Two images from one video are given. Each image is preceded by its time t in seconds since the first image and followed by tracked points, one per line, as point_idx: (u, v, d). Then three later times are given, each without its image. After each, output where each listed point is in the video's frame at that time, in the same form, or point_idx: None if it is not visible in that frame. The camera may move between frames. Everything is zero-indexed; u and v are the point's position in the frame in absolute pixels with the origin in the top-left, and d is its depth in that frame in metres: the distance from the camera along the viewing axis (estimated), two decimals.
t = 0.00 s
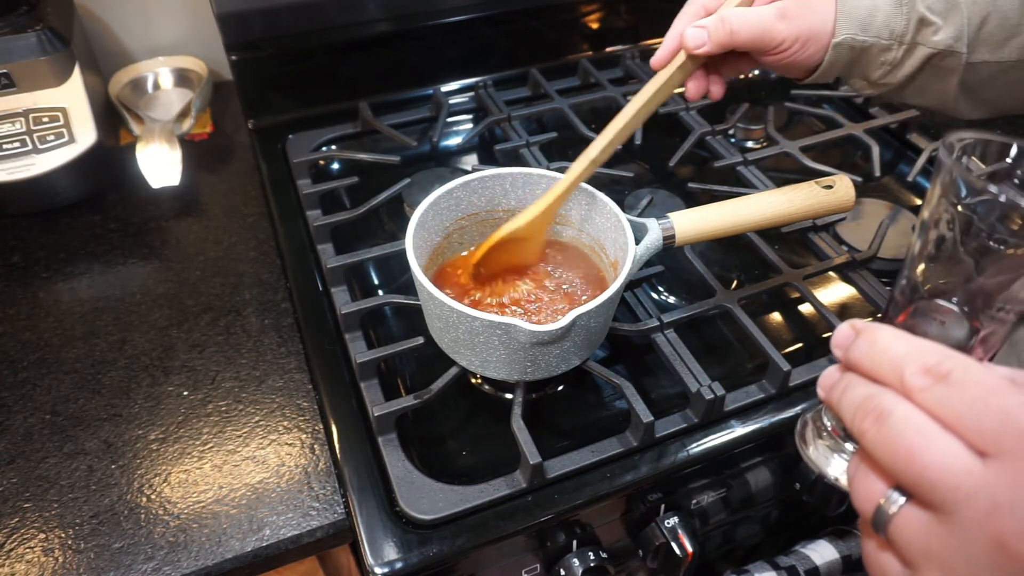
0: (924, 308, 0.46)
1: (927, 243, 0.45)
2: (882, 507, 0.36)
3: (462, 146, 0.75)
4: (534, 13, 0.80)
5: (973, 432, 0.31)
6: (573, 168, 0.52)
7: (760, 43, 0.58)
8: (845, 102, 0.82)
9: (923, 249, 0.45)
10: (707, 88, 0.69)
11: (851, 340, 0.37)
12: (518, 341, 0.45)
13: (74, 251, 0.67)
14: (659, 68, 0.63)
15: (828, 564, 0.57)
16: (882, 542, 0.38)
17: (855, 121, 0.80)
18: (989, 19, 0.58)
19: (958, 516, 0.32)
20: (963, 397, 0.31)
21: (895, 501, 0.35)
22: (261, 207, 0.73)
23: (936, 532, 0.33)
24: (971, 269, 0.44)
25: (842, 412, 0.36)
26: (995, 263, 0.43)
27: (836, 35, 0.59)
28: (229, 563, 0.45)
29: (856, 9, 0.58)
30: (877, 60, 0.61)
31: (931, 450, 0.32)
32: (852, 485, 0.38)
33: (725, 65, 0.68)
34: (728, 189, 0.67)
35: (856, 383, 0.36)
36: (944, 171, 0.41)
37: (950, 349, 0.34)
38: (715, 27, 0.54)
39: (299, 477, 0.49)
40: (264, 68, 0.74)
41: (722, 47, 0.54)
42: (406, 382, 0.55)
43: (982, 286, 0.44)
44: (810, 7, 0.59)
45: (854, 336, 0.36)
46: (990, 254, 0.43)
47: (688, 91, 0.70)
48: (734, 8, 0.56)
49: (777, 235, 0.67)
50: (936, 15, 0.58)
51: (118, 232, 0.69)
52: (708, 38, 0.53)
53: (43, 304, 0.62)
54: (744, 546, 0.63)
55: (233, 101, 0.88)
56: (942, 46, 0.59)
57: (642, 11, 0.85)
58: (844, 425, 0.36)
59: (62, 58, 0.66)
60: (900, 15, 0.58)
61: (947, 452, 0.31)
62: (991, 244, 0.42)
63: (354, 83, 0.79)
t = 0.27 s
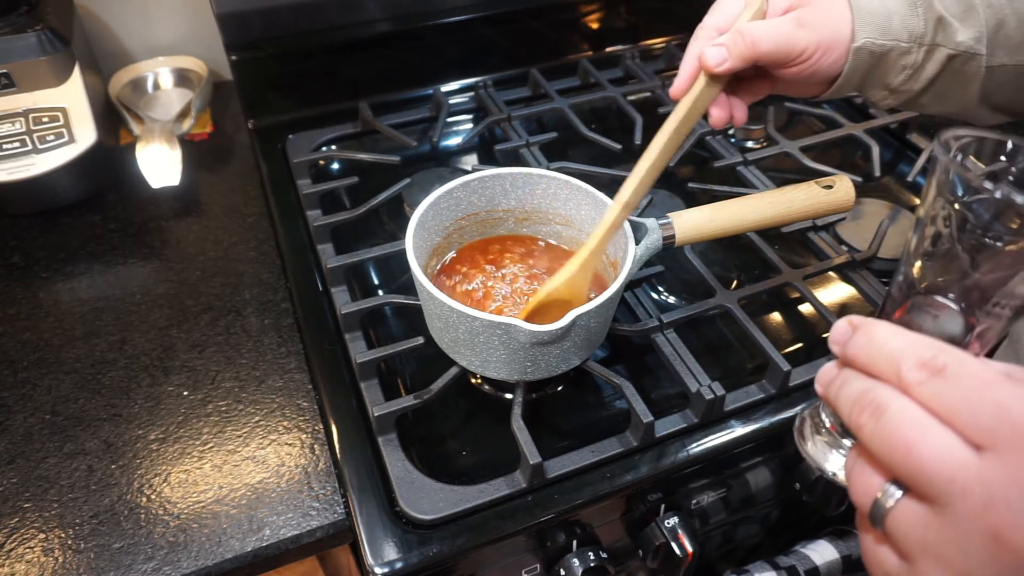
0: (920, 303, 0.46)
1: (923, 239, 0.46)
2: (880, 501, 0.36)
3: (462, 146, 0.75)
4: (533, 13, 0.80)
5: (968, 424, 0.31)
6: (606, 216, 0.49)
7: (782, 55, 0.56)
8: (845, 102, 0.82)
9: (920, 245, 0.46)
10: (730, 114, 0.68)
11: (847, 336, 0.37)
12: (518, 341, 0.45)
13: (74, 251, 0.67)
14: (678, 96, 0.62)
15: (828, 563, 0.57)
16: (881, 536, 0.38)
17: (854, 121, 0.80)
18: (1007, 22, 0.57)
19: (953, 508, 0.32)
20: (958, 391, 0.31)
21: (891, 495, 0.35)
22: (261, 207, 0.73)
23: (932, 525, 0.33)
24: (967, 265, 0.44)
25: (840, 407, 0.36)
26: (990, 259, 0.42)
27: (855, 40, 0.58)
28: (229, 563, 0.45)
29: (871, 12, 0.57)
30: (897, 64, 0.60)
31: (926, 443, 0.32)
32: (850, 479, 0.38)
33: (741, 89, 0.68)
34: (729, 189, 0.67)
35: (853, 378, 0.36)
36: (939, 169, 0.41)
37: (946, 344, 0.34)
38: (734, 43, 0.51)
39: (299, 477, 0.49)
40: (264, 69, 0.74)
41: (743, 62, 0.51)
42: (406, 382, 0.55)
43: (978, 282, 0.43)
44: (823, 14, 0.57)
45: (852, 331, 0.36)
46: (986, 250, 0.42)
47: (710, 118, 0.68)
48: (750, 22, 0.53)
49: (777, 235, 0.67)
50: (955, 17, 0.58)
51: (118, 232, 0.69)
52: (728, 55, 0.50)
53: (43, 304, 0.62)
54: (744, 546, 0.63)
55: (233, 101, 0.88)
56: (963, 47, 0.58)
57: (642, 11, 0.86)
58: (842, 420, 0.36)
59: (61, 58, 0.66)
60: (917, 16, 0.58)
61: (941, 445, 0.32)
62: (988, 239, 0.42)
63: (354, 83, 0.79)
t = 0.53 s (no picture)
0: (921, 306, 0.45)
1: (922, 240, 0.44)
2: (879, 502, 0.36)
3: (462, 146, 0.75)
4: (533, 13, 0.81)
5: (968, 426, 0.31)
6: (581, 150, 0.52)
7: (790, 20, 0.63)
8: (845, 102, 0.83)
9: (919, 247, 0.45)
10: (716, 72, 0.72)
11: (847, 337, 0.37)
12: (518, 341, 0.45)
13: (74, 251, 0.67)
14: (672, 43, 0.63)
15: (828, 564, 0.57)
16: (880, 537, 0.38)
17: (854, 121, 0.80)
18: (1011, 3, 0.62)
19: (954, 509, 0.32)
20: (959, 392, 0.31)
21: (892, 497, 0.35)
22: (260, 207, 0.73)
23: (933, 526, 0.33)
24: (967, 266, 0.44)
25: (840, 409, 0.36)
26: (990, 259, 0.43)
27: (861, 13, 0.65)
28: (229, 563, 0.45)
29: None
30: (899, 41, 0.67)
31: (928, 445, 0.32)
32: (850, 480, 0.38)
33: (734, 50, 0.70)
34: (728, 189, 0.67)
35: (853, 380, 0.36)
36: (942, 172, 0.40)
37: (945, 345, 0.34)
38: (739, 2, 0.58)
39: (299, 478, 0.49)
40: (264, 68, 0.74)
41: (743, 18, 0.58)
42: (406, 382, 0.55)
43: (977, 283, 0.44)
44: None
45: (852, 333, 0.36)
46: (986, 250, 0.44)
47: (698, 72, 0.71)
48: None
49: (777, 235, 0.67)
50: None
51: (118, 232, 0.69)
52: (731, 13, 0.56)
53: (43, 303, 0.62)
54: (744, 546, 0.63)
55: (233, 101, 0.88)
56: (965, 28, 0.64)
57: (641, 11, 0.86)
58: (842, 421, 0.36)
59: (62, 58, 0.66)
60: None
61: (943, 446, 0.32)
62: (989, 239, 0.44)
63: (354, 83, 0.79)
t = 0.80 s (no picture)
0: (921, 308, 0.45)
1: (923, 242, 0.45)
2: (881, 505, 0.36)
3: (462, 146, 0.75)
4: (533, 13, 0.80)
5: (969, 429, 0.31)
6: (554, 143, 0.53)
7: (750, 42, 0.59)
8: (845, 102, 0.83)
9: (919, 249, 0.45)
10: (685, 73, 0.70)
11: (847, 340, 0.37)
12: (518, 341, 0.45)
13: (74, 251, 0.67)
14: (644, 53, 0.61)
15: (828, 564, 0.57)
16: (881, 540, 0.38)
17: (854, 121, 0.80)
18: (978, 16, 0.59)
19: (955, 512, 0.32)
20: (960, 394, 0.31)
21: (893, 499, 0.35)
22: (261, 207, 0.73)
23: (934, 529, 0.33)
24: (967, 268, 0.44)
25: (840, 411, 0.36)
26: (990, 262, 0.44)
27: (827, 32, 0.60)
28: (229, 563, 0.45)
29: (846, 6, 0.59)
30: (868, 54, 0.62)
31: (929, 448, 0.32)
32: (851, 483, 0.38)
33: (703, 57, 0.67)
34: (728, 189, 0.67)
35: (854, 383, 0.36)
36: (942, 172, 0.41)
37: (945, 348, 0.34)
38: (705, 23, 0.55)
39: (299, 477, 0.49)
40: (264, 69, 0.74)
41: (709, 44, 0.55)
42: (406, 382, 0.55)
43: (977, 286, 0.44)
44: (800, 3, 0.59)
45: (852, 335, 0.36)
46: (986, 253, 0.44)
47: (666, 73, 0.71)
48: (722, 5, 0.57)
49: (777, 235, 0.67)
50: (927, 12, 0.59)
51: (117, 232, 0.69)
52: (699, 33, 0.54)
53: (42, 304, 0.62)
54: (744, 546, 0.63)
55: (233, 100, 0.88)
56: (930, 43, 0.60)
57: (642, 11, 0.86)
58: (842, 424, 0.36)
59: (62, 58, 0.66)
60: (891, 11, 0.60)
61: (944, 449, 0.32)
62: (988, 242, 0.43)
63: (354, 83, 0.79)
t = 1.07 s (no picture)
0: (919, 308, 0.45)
1: (922, 243, 0.45)
2: (880, 506, 0.36)
3: (462, 146, 0.75)
4: (533, 13, 0.80)
5: (968, 430, 0.31)
6: (565, 185, 0.51)
7: (763, 61, 0.58)
8: (845, 102, 0.83)
9: (918, 250, 0.46)
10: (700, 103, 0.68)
11: (847, 341, 0.37)
12: (518, 342, 0.45)
13: (74, 251, 0.67)
14: (655, 83, 0.61)
15: (828, 564, 0.57)
16: (881, 541, 0.38)
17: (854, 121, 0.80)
18: (990, 29, 0.58)
19: (954, 513, 0.32)
20: (959, 396, 0.31)
21: (892, 500, 0.36)
22: (261, 207, 0.73)
23: (933, 530, 0.33)
24: (966, 269, 0.44)
25: (840, 413, 0.36)
26: (989, 263, 0.43)
27: (838, 48, 0.59)
28: (229, 563, 0.45)
29: (858, 19, 0.58)
30: (880, 69, 0.61)
31: (927, 449, 0.32)
32: (851, 484, 0.38)
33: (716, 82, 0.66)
34: (728, 189, 0.67)
35: (854, 384, 0.36)
36: (941, 175, 0.41)
37: (944, 349, 0.34)
38: (716, 45, 0.54)
39: (299, 477, 0.49)
40: (264, 68, 0.74)
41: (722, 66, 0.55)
42: (406, 382, 0.55)
43: (977, 287, 0.44)
44: (809, 22, 0.59)
45: (852, 336, 0.36)
46: (984, 254, 0.43)
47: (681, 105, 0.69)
48: (733, 26, 0.56)
49: (777, 235, 0.67)
50: (938, 24, 0.58)
51: (117, 232, 0.69)
52: (708, 57, 0.54)
53: (43, 304, 0.62)
54: (744, 546, 0.63)
55: (233, 100, 0.88)
56: (944, 54, 0.59)
57: (641, 11, 0.86)
58: (842, 425, 0.36)
59: (61, 58, 0.66)
60: (902, 24, 0.59)
61: (942, 450, 0.32)
62: (987, 243, 0.42)
63: (354, 83, 0.79)
